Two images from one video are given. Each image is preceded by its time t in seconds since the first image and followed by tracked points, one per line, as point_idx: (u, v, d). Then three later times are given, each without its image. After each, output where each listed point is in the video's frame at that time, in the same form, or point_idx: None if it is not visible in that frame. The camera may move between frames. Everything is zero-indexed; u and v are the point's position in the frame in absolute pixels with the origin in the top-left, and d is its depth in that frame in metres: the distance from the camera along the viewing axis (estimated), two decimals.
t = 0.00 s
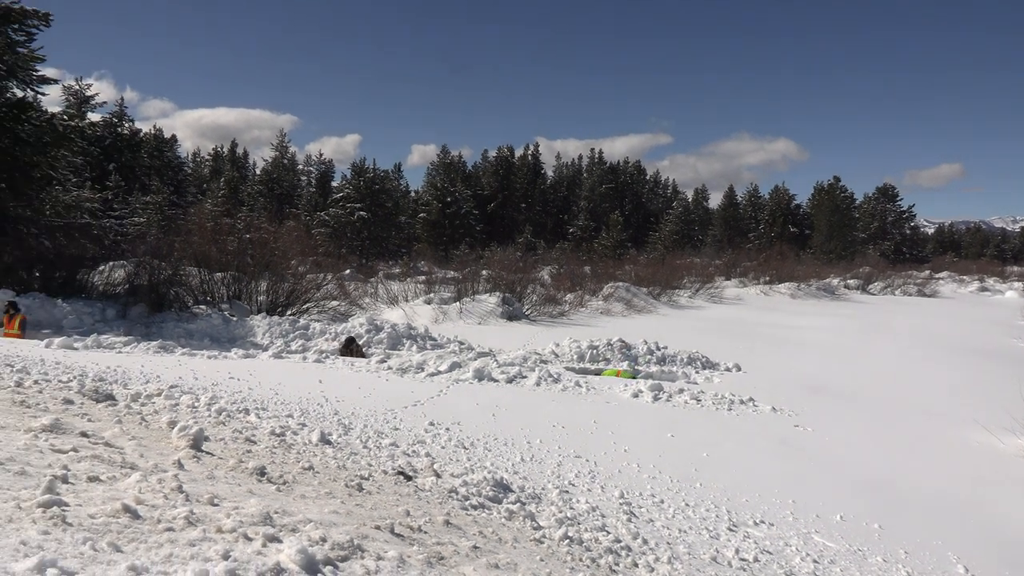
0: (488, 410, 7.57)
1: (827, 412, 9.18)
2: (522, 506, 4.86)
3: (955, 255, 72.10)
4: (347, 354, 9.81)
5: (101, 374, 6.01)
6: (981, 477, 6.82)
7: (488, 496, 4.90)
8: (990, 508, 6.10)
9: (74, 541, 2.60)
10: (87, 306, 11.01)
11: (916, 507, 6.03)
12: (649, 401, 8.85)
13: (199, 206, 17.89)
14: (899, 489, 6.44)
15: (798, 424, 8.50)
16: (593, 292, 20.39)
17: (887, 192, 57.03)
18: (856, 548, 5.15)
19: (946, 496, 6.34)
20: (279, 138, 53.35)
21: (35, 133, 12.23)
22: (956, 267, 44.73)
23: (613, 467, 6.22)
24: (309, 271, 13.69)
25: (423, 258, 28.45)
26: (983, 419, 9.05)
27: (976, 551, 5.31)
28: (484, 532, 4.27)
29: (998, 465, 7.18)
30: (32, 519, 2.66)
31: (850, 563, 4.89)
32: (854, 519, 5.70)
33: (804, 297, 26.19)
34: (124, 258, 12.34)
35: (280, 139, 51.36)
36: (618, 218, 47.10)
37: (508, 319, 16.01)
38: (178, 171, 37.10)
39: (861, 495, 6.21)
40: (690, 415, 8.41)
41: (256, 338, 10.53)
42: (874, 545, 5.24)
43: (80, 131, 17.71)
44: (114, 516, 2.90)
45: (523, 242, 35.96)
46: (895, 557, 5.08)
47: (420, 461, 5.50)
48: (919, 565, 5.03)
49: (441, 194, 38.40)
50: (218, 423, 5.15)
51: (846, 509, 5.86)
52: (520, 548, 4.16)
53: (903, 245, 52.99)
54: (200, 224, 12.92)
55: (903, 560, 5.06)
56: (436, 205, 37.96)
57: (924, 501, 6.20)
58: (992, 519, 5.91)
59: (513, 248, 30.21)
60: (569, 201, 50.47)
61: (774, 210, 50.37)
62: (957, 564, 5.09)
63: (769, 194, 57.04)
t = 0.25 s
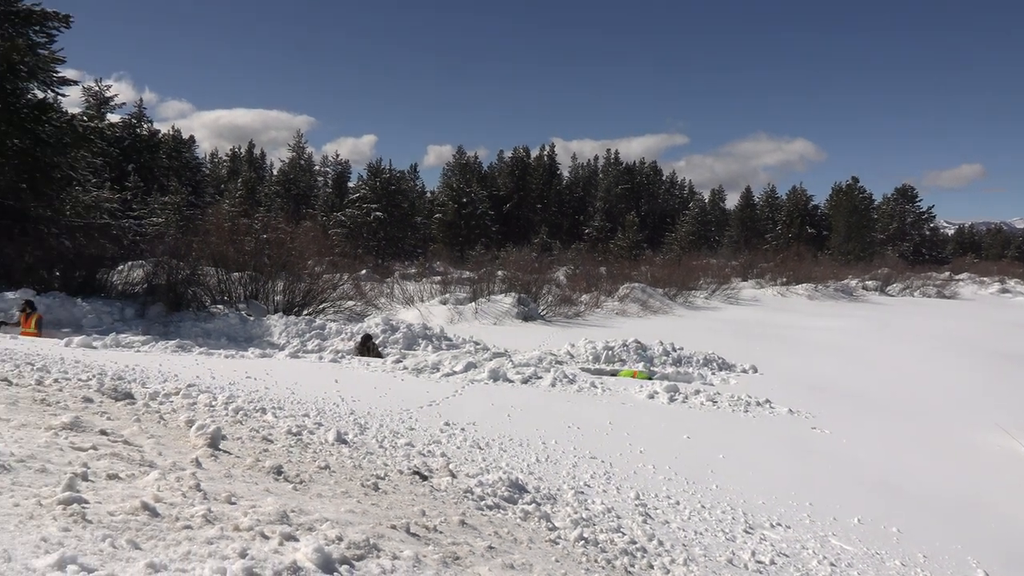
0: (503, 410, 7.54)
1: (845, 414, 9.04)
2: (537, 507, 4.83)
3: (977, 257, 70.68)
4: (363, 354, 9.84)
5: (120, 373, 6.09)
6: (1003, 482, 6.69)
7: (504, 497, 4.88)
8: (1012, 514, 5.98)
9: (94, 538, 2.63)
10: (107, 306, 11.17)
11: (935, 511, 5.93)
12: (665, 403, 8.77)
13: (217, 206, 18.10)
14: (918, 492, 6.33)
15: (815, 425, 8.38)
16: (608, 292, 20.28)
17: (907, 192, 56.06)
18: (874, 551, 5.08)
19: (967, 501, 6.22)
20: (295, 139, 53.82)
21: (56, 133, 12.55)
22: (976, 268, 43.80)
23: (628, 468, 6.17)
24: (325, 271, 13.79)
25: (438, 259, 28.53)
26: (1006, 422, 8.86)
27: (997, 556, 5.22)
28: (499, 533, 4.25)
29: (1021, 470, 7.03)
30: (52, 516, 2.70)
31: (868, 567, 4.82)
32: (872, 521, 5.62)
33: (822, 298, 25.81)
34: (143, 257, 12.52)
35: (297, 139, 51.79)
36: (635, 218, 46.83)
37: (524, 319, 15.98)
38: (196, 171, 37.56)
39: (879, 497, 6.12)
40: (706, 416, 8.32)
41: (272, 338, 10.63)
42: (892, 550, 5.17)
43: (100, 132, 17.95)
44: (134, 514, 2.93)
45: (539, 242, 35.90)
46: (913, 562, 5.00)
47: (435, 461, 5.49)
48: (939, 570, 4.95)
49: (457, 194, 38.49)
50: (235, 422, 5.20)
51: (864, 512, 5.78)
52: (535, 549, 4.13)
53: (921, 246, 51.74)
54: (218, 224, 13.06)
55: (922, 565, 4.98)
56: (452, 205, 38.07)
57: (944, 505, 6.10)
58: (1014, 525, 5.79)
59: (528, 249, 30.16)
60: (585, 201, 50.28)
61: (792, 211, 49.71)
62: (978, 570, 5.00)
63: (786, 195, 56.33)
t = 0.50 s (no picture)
0: (516, 411, 7.52)
1: (860, 415, 8.90)
2: (551, 508, 4.80)
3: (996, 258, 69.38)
4: (376, 354, 9.87)
5: (137, 372, 6.16)
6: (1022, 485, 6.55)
7: (518, 497, 4.86)
8: None
9: (111, 536, 2.65)
10: (124, 305, 11.31)
11: (953, 514, 5.82)
12: (679, 404, 8.68)
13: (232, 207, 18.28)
14: (936, 495, 6.21)
15: (830, 427, 8.26)
16: (622, 293, 20.16)
17: (923, 193, 55.12)
18: (890, 554, 4.99)
19: (986, 504, 6.09)
20: (310, 139, 54.23)
21: (73, 134, 12.81)
22: (995, 269, 43.02)
23: (642, 469, 6.11)
24: (340, 271, 13.87)
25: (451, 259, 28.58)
26: None
27: (1016, 561, 5.10)
28: (513, 533, 4.23)
29: None
30: (70, 513, 2.73)
31: (883, 570, 4.73)
32: (888, 523, 5.52)
33: (838, 299, 25.47)
34: (159, 258, 12.69)
35: (311, 140, 52.17)
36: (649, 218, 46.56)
37: (538, 319, 15.95)
38: (211, 172, 37.99)
39: (895, 499, 6.01)
40: (720, 417, 8.22)
41: (287, 338, 10.72)
42: (909, 553, 5.07)
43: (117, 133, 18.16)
44: (150, 512, 2.95)
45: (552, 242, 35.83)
46: (929, 565, 4.91)
47: (449, 461, 5.49)
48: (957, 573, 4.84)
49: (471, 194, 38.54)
50: (250, 421, 5.23)
51: (879, 513, 5.68)
52: (549, 549, 4.10)
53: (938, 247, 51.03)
54: (234, 224, 13.20)
55: (940, 569, 4.88)
56: (466, 206, 38.14)
57: (961, 508, 5.98)
58: None
59: (542, 249, 30.11)
60: (599, 202, 50.08)
61: (807, 211, 49.12)
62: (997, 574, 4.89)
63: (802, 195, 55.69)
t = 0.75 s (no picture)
0: (529, 411, 7.51)
1: (876, 417, 8.76)
2: (564, 508, 4.77)
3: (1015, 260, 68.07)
4: (389, 354, 9.90)
5: (152, 370, 6.23)
6: None
7: (530, 497, 4.84)
8: None
9: (127, 533, 2.67)
10: (139, 305, 11.44)
11: (970, 518, 5.71)
12: (692, 405, 8.59)
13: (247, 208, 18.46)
14: (953, 498, 6.10)
15: (844, 428, 8.15)
16: (635, 294, 20.04)
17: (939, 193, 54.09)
18: (907, 558, 4.89)
19: (1003, 508, 5.97)
20: (324, 140, 54.61)
21: (90, 134, 12.84)
22: (1015, 271, 42.19)
23: (655, 470, 6.06)
24: (353, 271, 13.95)
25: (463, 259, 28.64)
26: None
27: None
28: (526, 533, 4.20)
29: None
30: (87, 511, 2.76)
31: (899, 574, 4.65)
32: (904, 526, 5.42)
33: (853, 301, 25.12)
34: (175, 258, 12.85)
35: (325, 140, 52.52)
36: (663, 219, 46.27)
37: (551, 320, 15.91)
38: (227, 172, 38.37)
39: (911, 502, 5.91)
40: (734, 419, 8.12)
41: (301, 337, 10.80)
42: (925, 556, 4.97)
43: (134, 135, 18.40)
44: (165, 510, 2.97)
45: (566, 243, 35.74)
46: (946, 569, 4.82)
47: (462, 461, 5.49)
48: None
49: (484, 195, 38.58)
50: (264, 420, 5.27)
51: (894, 516, 5.59)
52: (562, 550, 4.07)
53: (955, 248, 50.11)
54: (248, 224, 13.32)
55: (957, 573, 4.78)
56: (479, 206, 38.19)
57: (979, 511, 5.86)
58: None
59: (555, 250, 30.05)
60: (612, 202, 49.86)
61: (823, 212, 48.53)
62: None
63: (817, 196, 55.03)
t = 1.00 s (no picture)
0: (543, 411, 7.48)
1: (892, 418, 8.61)
2: (577, 509, 4.74)
3: None
4: (402, 354, 9.92)
5: (168, 370, 6.29)
6: None
7: (544, 498, 4.82)
8: None
9: (144, 531, 2.70)
10: (156, 305, 11.58)
11: (989, 521, 5.58)
12: (707, 406, 8.50)
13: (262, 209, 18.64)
14: (972, 500, 5.98)
15: (860, 430, 8.02)
16: (649, 294, 19.89)
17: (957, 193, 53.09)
18: (924, 561, 4.80)
19: None
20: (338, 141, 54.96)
21: (107, 135, 13.07)
22: None
23: (669, 471, 6.00)
24: (367, 272, 14.02)
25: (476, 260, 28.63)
26: None
27: None
28: (540, 534, 4.18)
29: None
30: (104, 509, 2.79)
31: None
32: (921, 529, 5.32)
33: (870, 301, 24.75)
34: (190, 258, 12.99)
35: (339, 141, 52.83)
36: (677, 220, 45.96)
37: (564, 320, 15.86)
38: (242, 172, 38.78)
39: (929, 505, 5.79)
40: (748, 419, 8.02)
41: (315, 337, 10.87)
42: (943, 560, 4.87)
43: (150, 136, 18.61)
44: (181, 508, 2.99)
45: (579, 244, 35.62)
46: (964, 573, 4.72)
47: (476, 461, 5.48)
48: None
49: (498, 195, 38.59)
50: (279, 420, 5.30)
51: (911, 518, 5.48)
52: (575, 551, 4.05)
53: (974, 249, 49.14)
54: (263, 225, 13.45)
55: None
56: (493, 206, 38.21)
57: (998, 514, 5.73)
58: None
59: (569, 250, 29.94)
60: (626, 203, 49.61)
61: (839, 212, 47.89)
62: None
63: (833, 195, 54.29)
